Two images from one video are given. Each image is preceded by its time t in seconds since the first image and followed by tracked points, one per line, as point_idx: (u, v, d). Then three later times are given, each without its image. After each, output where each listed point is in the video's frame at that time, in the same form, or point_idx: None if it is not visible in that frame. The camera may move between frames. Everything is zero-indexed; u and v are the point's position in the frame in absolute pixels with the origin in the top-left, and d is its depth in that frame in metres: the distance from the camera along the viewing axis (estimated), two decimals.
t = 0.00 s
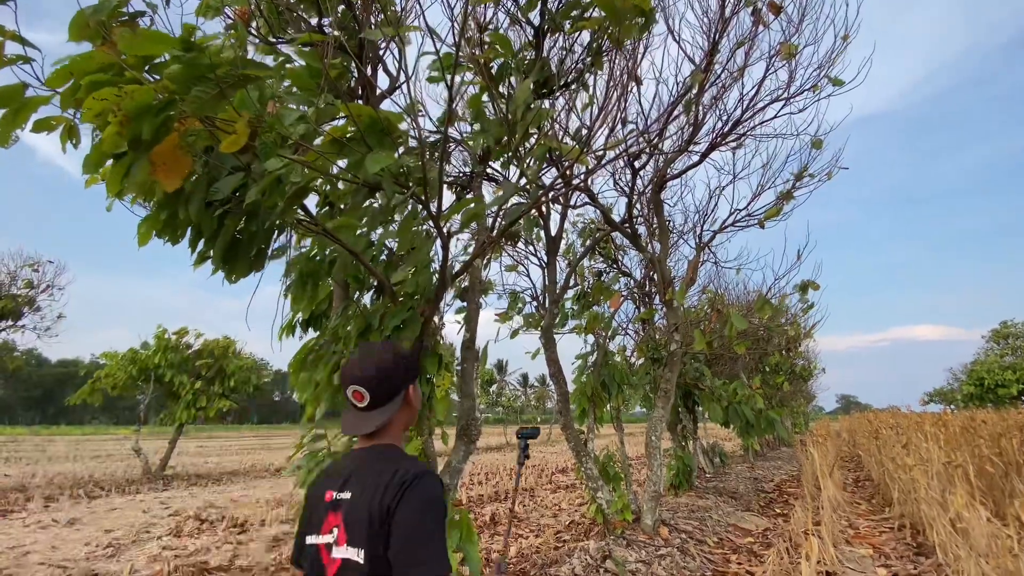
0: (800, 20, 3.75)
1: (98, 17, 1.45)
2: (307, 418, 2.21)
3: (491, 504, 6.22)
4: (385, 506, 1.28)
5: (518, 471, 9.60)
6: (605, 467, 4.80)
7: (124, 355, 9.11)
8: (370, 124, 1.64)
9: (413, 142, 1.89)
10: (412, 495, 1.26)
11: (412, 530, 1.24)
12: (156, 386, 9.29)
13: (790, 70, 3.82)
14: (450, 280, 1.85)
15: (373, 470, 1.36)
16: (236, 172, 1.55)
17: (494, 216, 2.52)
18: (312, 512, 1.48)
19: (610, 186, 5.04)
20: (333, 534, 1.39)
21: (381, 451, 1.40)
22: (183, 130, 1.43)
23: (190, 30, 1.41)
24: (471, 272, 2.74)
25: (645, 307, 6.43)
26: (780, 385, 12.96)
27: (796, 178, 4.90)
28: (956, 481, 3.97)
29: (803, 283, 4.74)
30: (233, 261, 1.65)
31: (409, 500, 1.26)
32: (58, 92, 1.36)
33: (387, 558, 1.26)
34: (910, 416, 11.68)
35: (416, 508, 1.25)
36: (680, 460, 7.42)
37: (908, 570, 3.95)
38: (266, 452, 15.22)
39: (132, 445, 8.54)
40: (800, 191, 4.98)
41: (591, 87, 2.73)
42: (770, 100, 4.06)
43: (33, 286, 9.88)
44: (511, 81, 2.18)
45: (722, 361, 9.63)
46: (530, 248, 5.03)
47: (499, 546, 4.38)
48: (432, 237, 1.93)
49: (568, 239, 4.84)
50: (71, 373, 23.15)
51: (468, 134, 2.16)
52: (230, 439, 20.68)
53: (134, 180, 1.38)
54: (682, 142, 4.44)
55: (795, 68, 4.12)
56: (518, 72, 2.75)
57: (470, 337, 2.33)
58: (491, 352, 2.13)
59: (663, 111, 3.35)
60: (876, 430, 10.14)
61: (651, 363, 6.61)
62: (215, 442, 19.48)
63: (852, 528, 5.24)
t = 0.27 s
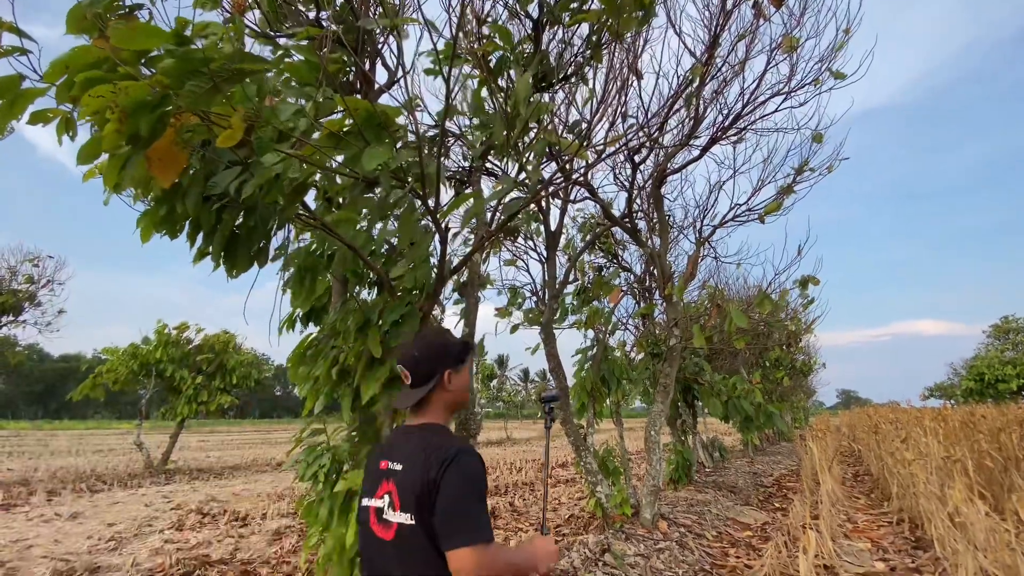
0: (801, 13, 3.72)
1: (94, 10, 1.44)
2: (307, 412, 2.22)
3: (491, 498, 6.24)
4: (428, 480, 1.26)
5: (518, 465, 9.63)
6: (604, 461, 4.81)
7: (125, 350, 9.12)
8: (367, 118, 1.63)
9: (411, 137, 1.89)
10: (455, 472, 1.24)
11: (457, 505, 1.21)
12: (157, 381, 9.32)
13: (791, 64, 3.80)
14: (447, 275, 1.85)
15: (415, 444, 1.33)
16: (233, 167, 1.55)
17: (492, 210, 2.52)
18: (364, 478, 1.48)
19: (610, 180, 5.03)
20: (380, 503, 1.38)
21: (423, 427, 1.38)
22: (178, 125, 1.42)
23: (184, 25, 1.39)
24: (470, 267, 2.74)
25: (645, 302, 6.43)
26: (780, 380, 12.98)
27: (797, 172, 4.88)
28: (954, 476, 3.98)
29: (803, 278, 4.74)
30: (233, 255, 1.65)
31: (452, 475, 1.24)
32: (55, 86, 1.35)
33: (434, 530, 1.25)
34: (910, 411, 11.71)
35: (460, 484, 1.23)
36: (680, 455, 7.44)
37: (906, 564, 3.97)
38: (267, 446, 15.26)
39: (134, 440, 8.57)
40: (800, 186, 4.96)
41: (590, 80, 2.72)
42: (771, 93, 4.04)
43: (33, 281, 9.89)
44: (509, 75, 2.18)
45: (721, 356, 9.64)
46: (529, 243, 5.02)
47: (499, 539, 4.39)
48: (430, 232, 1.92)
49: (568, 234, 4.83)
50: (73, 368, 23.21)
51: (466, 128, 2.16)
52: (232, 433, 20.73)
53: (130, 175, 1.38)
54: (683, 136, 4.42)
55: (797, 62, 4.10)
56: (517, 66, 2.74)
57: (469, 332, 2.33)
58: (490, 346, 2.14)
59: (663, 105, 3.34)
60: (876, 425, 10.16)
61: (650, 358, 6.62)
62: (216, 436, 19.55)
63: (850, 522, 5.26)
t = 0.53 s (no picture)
0: (804, 4, 3.70)
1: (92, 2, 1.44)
2: (308, 405, 2.23)
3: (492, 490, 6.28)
4: (458, 482, 1.27)
5: (519, 457, 9.68)
6: (603, 453, 4.84)
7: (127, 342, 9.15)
8: (366, 111, 1.64)
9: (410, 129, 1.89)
10: (482, 470, 1.24)
11: (486, 504, 1.22)
12: (159, 373, 9.35)
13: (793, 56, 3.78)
14: (447, 268, 1.86)
15: (443, 446, 1.35)
16: (233, 160, 1.55)
17: (493, 203, 2.52)
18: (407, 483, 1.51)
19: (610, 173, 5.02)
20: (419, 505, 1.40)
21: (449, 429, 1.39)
22: (178, 119, 1.42)
23: (181, 17, 1.40)
24: (470, 260, 2.75)
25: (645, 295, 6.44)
26: (780, 373, 13.01)
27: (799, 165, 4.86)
28: (952, 468, 4.00)
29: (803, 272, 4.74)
30: (234, 250, 1.65)
31: (479, 474, 1.24)
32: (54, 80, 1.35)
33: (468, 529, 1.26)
34: (910, 404, 11.73)
35: (487, 482, 1.23)
36: (679, 447, 7.48)
37: (903, 555, 4.00)
38: (269, 439, 15.34)
39: (137, 432, 8.61)
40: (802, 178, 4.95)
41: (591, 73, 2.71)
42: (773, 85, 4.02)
43: (34, 274, 9.90)
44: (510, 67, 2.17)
45: (721, 349, 9.66)
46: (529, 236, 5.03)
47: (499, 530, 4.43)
48: (430, 226, 1.93)
49: (568, 227, 4.83)
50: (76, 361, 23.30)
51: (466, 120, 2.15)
52: (234, 426, 20.84)
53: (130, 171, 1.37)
54: (684, 129, 4.41)
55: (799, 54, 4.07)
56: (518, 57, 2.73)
57: (469, 324, 2.34)
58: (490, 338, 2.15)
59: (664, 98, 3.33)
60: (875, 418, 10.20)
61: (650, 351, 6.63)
62: (218, 428, 19.64)
63: (849, 514, 5.30)
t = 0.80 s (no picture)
0: None
1: None
2: (310, 395, 2.25)
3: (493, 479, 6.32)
4: (445, 459, 1.29)
5: (520, 447, 9.73)
6: (603, 442, 4.86)
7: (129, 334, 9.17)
8: (366, 100, 1.64)
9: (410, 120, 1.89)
10: (465, 446, 1.25)
11: (470, 479, 1.23)
12: (162, 364, 9.38)
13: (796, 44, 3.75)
14: (447, 258, 1.86)
15: (435, 425, 1.38)
16: (233, 151, 1.56)
17: (493, 194, 2.51)
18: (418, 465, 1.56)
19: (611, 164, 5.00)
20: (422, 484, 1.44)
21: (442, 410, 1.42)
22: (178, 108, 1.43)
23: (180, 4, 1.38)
24: (471, 251, 2.75)
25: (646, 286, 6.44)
26: (780, 364, 13.02)
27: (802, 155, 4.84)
28: (950, 458, 4.01)
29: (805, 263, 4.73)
30: (234, 239, 1.66)
31: (463, 450, 1.26)
32: (55, 69, 1.35)
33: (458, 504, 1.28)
34: (910, 395, 11.76)
35: (470, 457, 1.24)
36: (679, 437, 7.51)
37: (900, 544, 4.03)
38: (271, 429, 15.42)
39: (140, 422, 8.65)
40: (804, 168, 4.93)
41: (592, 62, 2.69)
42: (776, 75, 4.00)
43: (36, 265, 9.91)
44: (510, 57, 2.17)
45: (722, 340, 9.66)
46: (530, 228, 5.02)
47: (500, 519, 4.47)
48: (431, 216, 1.93)
49: (569, 218, 4.82)
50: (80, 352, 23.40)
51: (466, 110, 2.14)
52: (237, 416, 20.93)
53: (133, 160, 1.39)
54: (685, 118, 4.39)
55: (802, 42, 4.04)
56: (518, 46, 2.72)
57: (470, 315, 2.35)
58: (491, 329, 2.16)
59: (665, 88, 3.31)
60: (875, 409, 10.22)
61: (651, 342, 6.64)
62: (221, 419, 19.74)
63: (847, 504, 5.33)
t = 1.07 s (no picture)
0: None
1: None
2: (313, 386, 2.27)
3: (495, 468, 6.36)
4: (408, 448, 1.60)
5: (521, 437, 9.78)
6: (604, 432, 4.89)
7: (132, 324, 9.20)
8: (367, 90, 1.65)
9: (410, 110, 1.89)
10: (417, 436, 1.55)
11: (423, 463, 1.51)
12: (165, 355, 9.41)
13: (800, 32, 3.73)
14: (449, 249, 1.87)
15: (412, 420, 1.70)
16: (234, 142, 1.56)
17: (494, 184, 2.51)
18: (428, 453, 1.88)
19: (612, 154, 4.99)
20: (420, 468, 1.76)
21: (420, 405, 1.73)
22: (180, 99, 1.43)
23: None
24: (472, 242, 2.75)
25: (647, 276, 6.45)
26: (782, 354, 13.04)
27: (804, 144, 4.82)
28: (949, 447, 4.04)
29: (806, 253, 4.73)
30: (235, 229, 1.66)
31: (417, 440, 1.55)
32: (56, 60, 1.36)
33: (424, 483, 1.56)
34: (911, 385, 11.77)
35: (423, 445, 1.53)
36: (680, 427, 7.54)
37: (898, 532, 4.07)
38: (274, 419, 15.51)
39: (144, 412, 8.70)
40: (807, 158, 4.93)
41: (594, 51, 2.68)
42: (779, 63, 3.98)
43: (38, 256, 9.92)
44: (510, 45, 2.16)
45: (724, 330, 9.67)
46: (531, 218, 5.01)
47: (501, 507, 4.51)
48: (432, 207, 1.94)
49: (571, 208, 4.81)
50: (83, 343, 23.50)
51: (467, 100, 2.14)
52: (240, 406, 21.03)
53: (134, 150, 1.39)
54: (688, 108, 4.38)
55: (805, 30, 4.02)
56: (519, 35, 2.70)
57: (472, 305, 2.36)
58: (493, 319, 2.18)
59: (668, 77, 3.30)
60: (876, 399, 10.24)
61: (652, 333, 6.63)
62: (225, 409, 19.83)
63: (846, 492, 5.36)
